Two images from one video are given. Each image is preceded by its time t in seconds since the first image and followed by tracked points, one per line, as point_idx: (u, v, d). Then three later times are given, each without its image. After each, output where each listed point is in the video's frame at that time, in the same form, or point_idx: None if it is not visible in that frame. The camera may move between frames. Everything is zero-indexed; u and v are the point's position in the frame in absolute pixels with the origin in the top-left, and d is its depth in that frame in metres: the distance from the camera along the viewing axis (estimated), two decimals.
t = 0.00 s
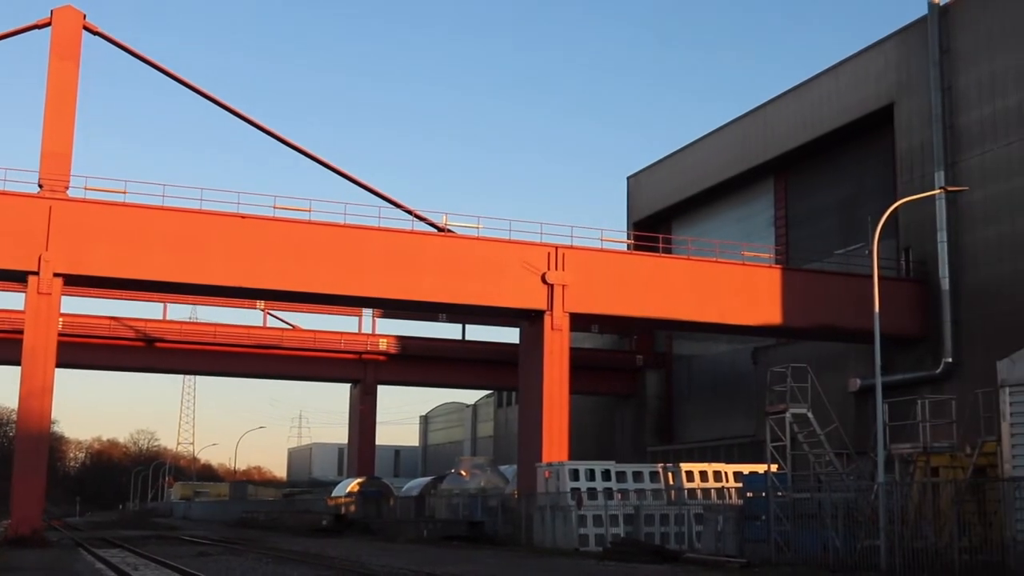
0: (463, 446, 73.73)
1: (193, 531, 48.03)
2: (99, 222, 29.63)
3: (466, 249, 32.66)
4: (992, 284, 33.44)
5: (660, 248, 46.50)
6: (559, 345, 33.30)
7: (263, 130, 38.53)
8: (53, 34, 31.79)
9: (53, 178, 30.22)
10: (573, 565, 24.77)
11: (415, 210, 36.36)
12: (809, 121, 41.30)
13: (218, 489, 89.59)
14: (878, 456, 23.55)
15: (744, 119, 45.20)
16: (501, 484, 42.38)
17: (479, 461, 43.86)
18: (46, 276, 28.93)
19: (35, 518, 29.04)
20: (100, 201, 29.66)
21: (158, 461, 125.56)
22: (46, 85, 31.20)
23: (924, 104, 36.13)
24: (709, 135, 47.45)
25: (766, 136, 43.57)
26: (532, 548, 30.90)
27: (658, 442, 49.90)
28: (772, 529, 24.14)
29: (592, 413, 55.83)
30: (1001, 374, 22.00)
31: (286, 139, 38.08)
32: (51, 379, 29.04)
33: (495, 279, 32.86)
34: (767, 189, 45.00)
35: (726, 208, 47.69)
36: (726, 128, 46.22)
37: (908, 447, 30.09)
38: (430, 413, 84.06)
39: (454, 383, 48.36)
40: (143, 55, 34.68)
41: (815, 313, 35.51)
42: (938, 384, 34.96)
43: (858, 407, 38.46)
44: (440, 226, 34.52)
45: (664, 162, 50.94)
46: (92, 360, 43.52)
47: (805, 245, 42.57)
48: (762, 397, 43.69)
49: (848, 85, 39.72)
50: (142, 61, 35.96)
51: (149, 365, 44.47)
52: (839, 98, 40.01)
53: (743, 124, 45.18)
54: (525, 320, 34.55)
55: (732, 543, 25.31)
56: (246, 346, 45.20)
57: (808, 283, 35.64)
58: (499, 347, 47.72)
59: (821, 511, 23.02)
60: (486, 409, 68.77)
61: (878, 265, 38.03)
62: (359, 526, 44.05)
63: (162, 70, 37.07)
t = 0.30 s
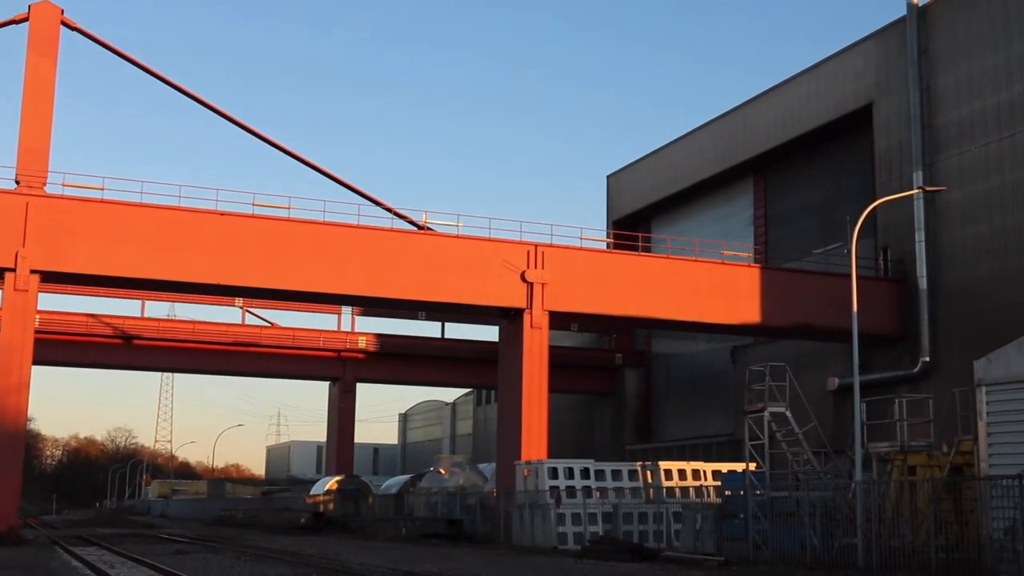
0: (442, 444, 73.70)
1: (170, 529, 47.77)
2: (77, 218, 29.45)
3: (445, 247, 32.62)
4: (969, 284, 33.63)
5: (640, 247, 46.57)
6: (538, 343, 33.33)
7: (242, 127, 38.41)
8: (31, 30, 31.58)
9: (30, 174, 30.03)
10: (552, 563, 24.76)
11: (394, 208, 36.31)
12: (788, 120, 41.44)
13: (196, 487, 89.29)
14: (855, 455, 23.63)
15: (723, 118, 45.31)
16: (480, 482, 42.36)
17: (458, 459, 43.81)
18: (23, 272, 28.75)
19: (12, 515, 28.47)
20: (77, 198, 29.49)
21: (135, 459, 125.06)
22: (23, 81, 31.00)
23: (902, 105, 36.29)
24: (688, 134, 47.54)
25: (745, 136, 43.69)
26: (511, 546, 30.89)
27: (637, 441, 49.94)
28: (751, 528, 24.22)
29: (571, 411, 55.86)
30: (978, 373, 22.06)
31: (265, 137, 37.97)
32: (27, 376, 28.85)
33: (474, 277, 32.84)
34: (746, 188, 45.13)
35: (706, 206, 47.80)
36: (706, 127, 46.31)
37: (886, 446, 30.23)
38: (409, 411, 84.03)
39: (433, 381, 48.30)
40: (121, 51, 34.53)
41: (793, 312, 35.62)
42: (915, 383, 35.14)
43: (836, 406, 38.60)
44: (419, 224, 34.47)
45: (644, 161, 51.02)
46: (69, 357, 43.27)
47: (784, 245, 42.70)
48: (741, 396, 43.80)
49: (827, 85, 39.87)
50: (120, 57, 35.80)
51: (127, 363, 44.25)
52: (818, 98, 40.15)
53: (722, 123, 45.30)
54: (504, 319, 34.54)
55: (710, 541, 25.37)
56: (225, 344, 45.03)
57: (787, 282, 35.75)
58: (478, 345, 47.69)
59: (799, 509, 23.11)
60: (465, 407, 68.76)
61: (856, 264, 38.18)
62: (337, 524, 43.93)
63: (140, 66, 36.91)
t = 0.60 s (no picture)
0: (421, 442, 73.66)
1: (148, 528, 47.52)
2: (54, 215, 29.25)
3: (424, 245, 32.56)
4: (947, 283, 33.80)
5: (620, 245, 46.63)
6: (518, 341, 33.34)
7: (221, 124, 38.28)
8: (8, 25, 31.38)
9: (7, 171, 29.84)
10: (531, 561, 24.72)
11: (374, 205, 36.24)
12: (767, 119, 41.56)
13: (174, 485, 89.01)
14: (832, 453, 23.73)
15: (703, 117, 45.40)
16: (459, 480, 42.31)
17: (438, 458, 43.74)
18: None
19: None
20: (55, 194, 29.30)
21: (113, 457, 124.58)
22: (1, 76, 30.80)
23: (882, 105, 36.44)
24: (669, 133, 47.61)
25: (725, 135, 43.80)
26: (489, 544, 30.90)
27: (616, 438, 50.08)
28: (729, 526, 24.28)
29: (551, 409, 55.91)
30: (955, 372, 22.18)
31: (245, 134, 37.84)
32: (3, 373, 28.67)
33: (454, 275, 32.79)
34: (725, 187, 45.24)
35: (686, 205, 47.89)
36: (686, 126, 46.39)
37: (863, 445, 30.40)
38: (388, 409, 83.97)
39: (412, 378, 48.23)
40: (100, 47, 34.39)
41: (773, 311, 35.73)
42: (893, 382, 35.30)
43: (814, 405, 38.74)
44: (399, 222, 34.40)
45: (624, 159, 51.08)
46: (46, 354, 43.03)
47: (763, 243, 42.84)
48: (720, 394, 43.92)
49: (806, 85, 40.00)
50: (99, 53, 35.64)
51: (104, 360, 44.03)
52: (798, 97, 40.27)
53: (702, 122, 45.40)
54: (484, 317, 34.54)
55: (689, 539, 25.44)
56: (203, 341, 44.88)
57: (766, 281, 35.86)
58: (458, 343, 47.65)
59: (777, 507, 23.19)
60: (444, 405, 68.77)
61: (835, 263, 38.32)
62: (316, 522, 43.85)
63: (119, 63, 36.75)
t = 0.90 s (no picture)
0: (400, 440, 73.55)
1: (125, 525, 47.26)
2: (32, 211, 29.01)
3: (404, 243, 32.50)
4: (925, 283, 33.96)
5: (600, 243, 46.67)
6: (497, 339, 33.34)
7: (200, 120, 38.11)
8: None
9: None
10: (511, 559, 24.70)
11: (353, 203, 36.14)
12: (747, 119, 41.66)
13: (151, 483, 88.64)
14: (812, 451, 23.80)
15: (683, 116, 45.46)
16: (438, 478, 42.30)
17: (417, 456, 43.73)
18: None
19: None
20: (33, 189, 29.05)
21: (90, 454, 123.98)
22: None
23: (861, 105, 36.58)
24: (649, 132, 47.66)
25: (705, 134, 43.88)
26: (469, 542, 30.91)
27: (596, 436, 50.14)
28: (708, 524, 24.31)
29: (530, 408, 55.93)
30: (933, 371, 22.26)
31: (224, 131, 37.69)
32: None
33: (433, 273, 32.74)
34: (705, 186, 45.33)
35: (666, 204, 47.97)
36: (666, 124, 46.44)
37: (842, 443, 30.58)
38: (368, 407, 83.82)
39: (392, 376, 48.15)
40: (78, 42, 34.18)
41: (751, 309, 35.82)
42: (871, 381, 35.44)
43: (793, 403, 38.86)
44: (379, 220, 34.32)
45: (604, 158, 51.12)
46: (23, 351, 42.76)
47: (743, 242, 42.94)
48: (699, 393, 44.02)
49: (786, 84, 40.12)
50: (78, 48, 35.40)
51: (82, 358, 43.77)
52: (778, 97, 40.36)
53: (682, 121, 45.46)
54: (463, 315, 34.52)
55: (668, 537, 25.50)
56: (182, 339, 44.74)
57: (745, 280, 35.95)
58: (438, 341, 47.60)
59: (756, 506, 23.25)
60: (424, 403, 68.71)
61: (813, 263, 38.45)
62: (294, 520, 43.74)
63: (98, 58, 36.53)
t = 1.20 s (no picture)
0: (379, 439, 73.43)
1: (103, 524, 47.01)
2: (9, 207, 28.82)
3: (383, 241, 32.43)
4: (903, 282, 34.11)
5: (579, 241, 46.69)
6: (477, 336, 33.33)
7: (179, 116, 37.92)
8: None
9: None
10: (490, 557, 24.73)
11: (333, 200, 36.06)
12: (726, 118, 41.75)
13: (129, 481, 88.22)
14: (790, 450, 23.87)
15: (663, 114, 45.51)
16: (417, 477, 42.28)
17: (397, 454, 43.69)
18: None
19: None
20: (10, 185, 28.86)
21: (67, 452, 123.36)
22: None
23: (840, 105, 36.71)
24: (629, 130, 47.70)
25: (685, 133, 43.93)
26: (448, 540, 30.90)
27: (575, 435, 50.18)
28: (687, 522, 24.32)
29: (509, 406, 55.92)
30: (911, 370, 22.35)
31: (203, 127, 37.53)
32: None
33: (413, 271, 32.68)
34: (685, 185, 45.40)
35: (645, 203, 48.02)
36: (646, 122, 46.48)
37: (820, 441, 30.67)
38: (347, 405, 83.67)
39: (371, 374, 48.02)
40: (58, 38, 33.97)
41: (730, 308, 35.90)
42: (849, 380, 35.55)
43: (772, 402, 38.96)
44: (359, 217, 34.24)
45: (585, 156, 51.12)
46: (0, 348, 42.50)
47: (722, 241, 43.02)
48: (678, 392, 44.09)
49: (766, 84, 40.22)
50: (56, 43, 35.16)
51: (59, 355, 43.50)
52: (758, 96, 40.44)
53: (662, 119, 45.51)
54: (443, 312, 34.49)
55: (647, 535, 25.53)
56: (160, 336, 44.60)
57: (724, 278, 36.03)
58: (417, 339, 47.54)
59: (734, 504, 23.32)
60: (404, 401, 68.61)
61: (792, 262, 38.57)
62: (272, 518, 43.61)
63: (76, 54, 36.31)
